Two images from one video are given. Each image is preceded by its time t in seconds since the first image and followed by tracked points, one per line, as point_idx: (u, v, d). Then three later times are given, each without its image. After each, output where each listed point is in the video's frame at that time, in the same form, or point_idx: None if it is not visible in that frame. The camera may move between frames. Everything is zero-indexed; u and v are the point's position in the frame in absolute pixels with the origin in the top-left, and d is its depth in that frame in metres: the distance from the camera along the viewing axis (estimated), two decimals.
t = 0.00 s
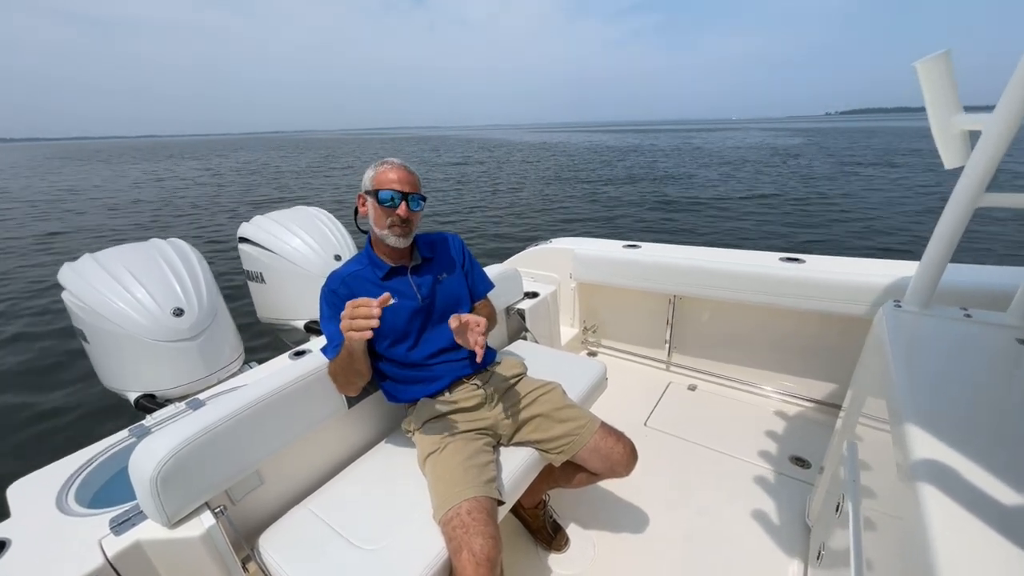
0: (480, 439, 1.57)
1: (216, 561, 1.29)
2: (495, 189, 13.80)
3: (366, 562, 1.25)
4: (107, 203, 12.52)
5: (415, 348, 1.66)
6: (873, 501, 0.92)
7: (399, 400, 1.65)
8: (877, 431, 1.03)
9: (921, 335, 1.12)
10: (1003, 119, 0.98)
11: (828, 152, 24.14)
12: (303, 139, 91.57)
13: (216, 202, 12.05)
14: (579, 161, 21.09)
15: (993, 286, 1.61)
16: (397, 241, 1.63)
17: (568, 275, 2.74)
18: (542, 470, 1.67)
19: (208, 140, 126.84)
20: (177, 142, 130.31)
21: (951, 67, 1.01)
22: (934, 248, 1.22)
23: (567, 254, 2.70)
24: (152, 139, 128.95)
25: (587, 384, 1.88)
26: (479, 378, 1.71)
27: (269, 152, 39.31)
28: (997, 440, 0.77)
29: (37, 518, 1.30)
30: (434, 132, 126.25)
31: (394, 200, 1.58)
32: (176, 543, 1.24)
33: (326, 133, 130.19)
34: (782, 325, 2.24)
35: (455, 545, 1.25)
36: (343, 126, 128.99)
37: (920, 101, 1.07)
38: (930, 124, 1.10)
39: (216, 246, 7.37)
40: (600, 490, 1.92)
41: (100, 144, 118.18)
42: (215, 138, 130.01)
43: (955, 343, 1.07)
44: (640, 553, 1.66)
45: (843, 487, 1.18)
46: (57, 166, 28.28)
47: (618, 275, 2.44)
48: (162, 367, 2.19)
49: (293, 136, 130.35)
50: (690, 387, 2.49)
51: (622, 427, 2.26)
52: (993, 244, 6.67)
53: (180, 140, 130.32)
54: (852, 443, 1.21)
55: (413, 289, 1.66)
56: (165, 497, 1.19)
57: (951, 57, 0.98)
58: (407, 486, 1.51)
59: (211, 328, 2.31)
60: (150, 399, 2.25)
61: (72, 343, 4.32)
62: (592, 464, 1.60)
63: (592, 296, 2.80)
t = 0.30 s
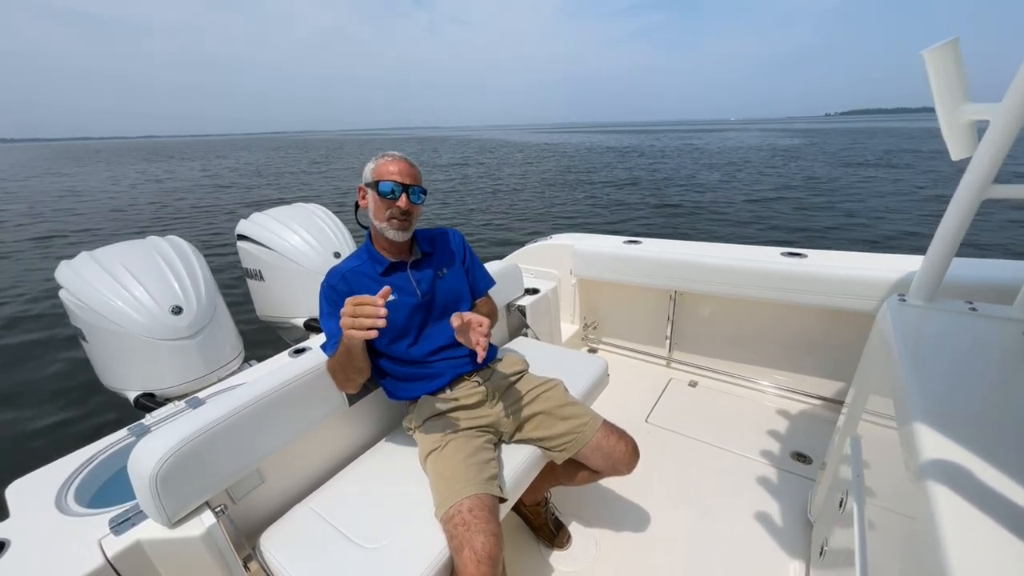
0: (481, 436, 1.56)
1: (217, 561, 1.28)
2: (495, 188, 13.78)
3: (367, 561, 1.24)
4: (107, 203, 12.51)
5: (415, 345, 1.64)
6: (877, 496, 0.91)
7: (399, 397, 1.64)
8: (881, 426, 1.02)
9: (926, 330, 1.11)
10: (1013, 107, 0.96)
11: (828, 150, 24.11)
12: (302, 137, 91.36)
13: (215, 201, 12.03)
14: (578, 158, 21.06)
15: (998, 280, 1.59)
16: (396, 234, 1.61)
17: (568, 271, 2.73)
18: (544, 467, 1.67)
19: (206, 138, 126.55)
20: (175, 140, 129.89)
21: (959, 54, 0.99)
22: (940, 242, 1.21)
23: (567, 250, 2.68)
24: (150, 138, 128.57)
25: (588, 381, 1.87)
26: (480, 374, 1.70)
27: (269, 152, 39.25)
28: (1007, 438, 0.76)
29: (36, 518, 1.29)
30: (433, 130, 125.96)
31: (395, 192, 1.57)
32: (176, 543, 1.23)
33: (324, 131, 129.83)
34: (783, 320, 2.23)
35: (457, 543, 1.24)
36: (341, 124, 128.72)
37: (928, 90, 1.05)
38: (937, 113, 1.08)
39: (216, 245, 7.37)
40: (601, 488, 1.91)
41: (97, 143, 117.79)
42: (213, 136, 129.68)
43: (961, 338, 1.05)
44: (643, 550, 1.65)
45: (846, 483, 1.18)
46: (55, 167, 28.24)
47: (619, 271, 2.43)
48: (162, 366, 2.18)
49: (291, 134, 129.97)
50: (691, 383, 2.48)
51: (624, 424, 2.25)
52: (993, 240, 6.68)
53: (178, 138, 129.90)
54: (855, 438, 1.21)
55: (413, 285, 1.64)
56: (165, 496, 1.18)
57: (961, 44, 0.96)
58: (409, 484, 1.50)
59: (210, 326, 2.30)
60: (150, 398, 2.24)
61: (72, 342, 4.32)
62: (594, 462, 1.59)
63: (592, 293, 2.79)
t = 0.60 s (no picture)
0: (481, 436, 1.55)
1: (215, 561, 1.28)
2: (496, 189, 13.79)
3: (367, 561, 1.24)
4: (108, 203, 12.52)
5: (416, 345, 1.64)
6: (876, 496, 0.92)
7: (399, 397, 1.64)
8: (880, 426, 1.02)
9: (926, 331, 1.11)
10: (1014, 109, 0.96)
11: (828, 152, 24.12)
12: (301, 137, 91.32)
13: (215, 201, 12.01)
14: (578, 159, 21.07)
15: (997, 282, 1.60)
16: (397, 233, 1.61)
17: (568, 272, 2.73)
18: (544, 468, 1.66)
19: (205, 138, 126.48)
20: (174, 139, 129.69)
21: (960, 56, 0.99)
22: (940, 243, 1.21)
23: (567, 250, 2.68)
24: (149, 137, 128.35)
25: (588, 381, 1.87)
26: (481, 375, 1.70)
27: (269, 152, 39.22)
28: (1009, 438, 0.76)
29: (33, 517, 1.28)
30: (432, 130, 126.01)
31: (396, 190, 1.57)
32: (174, 542, 1.22)
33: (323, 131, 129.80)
34: (783, 321, 2.23)
35: (457, 544, 1.24)
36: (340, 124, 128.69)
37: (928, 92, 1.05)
38: (938, 115, 1.08)
39: (214, 245, 7.36)
40: (601, 488, 1.91)
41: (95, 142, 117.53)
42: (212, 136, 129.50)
43: (961, 339, 1.06)
44: (642, 551, 1.65)
45: (846, 483, 1.18)
46: (54, 166, 28.19)
47: (619, 272, 2.43)
48: (160, 364, 2.17)
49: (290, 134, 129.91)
50: (690, 384, 2.48)
51: (624, 425, 2.25)
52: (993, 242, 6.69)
53: (176, 138, 129.71)
54: (855, 439, 1.21)
55: (414, 285, 1.64)
56: (163, 496, 1.18)
57: (961, 47, 0.96)
58: (408, 484, 1.50)
59: (208, 326, 2.29)
60: (148, 397, 2.23)
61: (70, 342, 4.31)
62: (594, 463, 1.59)
63: (592, 294, 2.79)
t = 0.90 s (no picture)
0: (479, 439, 1.56)
1: (211, 563, 1.27)
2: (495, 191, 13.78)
3: (364, 563, 1.23)
4: (107, 203, 12.50)
5: (415, 346, 1.65)
6: (873, 500, 0.92)
7: (398, 400, 1.64)
8: (876, 432, 1.03)
9: (922, 338, 1.12)
10: (1007, 122, 0.98)
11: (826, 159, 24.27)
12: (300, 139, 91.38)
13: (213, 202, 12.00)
14: (577, 165, 21.15)
15: (993, 290, 1.61)
16: (401, 243, 1.62)
17: (567, 276, 2.73)
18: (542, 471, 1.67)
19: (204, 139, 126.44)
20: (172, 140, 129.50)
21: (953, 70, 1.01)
22: (936, 252, 1.23)
23: (566, 254, 2.69)
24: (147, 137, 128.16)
25: (587, 386, 1.88)
26: (480, 378, 1.70)
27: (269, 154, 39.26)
28: (999, 438, 0.78)
29: (27, 516, 1.27)
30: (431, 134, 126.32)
31: (405, 203, 1.57)
32: (170, 543, 1.22)
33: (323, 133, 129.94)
34: (780, 327, 2.24)
35: (455, 548, 1.24)
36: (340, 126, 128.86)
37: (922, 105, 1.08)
38: (932, 127, 1.11)
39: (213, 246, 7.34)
40: (601, 492, 1.92)
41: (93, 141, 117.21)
42: (211, 137, 129.39)
43: (956, 346, 1.07)
44: (640, 555, 1.65)
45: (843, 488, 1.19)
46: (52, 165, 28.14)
47: (618, 277, 2.43)
48: (157, 364, 2.16)
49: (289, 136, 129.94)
50: (687, 389, 2.49)
51: (622, 430, 2.25)
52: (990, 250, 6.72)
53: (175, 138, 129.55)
54: (851, 444, 1.22)
55: (415, 288, 1.65)
56: (159, 496, 1.17)
57: (954, 61, 0.99)
58: (405, 487, 1.50)
59: (206, 326, 2.28)
60: (144, 397, 2.22)
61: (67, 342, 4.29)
62: (592, 466, 1.59)
63: (591, 298, 2.80)
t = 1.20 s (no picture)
0: (478, 443, 1.55)
1: (207, 566, 1.26)
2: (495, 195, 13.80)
3: (362, 567, 1.23)
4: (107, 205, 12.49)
5: (415, 350, 1.65)
6: (870, 505, 0.93)
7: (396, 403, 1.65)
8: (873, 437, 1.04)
9: (919, 344, 1.13)
10: (1002, 132, 0.99)
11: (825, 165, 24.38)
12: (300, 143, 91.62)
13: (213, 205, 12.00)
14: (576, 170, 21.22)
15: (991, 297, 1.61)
16: (403, 245, 1.63)
17: (566, 280, 2.73)
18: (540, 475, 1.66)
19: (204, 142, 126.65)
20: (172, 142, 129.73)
21: (948, 79, 1.03)
22: (932, 259, 1.24)
23: (566, 259, 2.70)
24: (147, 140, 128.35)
25: (585, 390, 1.88)
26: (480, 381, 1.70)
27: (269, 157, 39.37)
28: (995, 442, 0.79)
29: (22, 517, 1.26)
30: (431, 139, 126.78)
31: (405, 205, 1.58)
32: (166, 546, 1.21)
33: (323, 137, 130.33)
34: (779, 333, 2.25)
35: (454, 552, 1.23)
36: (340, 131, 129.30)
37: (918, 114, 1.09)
38: (928, 137, 1.12)
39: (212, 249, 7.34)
40: (600, 495, 1.92)
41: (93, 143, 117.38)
42: (211, 140, 129.61)
43: (953, 352, 1.08)
44: (639, 560, 1.65)
45: (841, 493, 1.19)
46: (52, 167, 28.15)
47: (617, 282, 2.44)
48: (155, 366, 2.16)
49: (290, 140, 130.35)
50: (686, 394, 2.49)
51: (621, 434, 2.25)
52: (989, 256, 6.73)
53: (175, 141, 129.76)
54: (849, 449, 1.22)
55: (415, 292, 1.65)
56: (155, 500, 1.16)
57: (949, 71, 1.00)
58: (403, 490, 1.49)
59: (205, 328, 2.28)
60: (141, 399, 2.21)
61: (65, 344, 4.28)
62: (590, 470, 1.59)
63: (590, 302, 2.80)
